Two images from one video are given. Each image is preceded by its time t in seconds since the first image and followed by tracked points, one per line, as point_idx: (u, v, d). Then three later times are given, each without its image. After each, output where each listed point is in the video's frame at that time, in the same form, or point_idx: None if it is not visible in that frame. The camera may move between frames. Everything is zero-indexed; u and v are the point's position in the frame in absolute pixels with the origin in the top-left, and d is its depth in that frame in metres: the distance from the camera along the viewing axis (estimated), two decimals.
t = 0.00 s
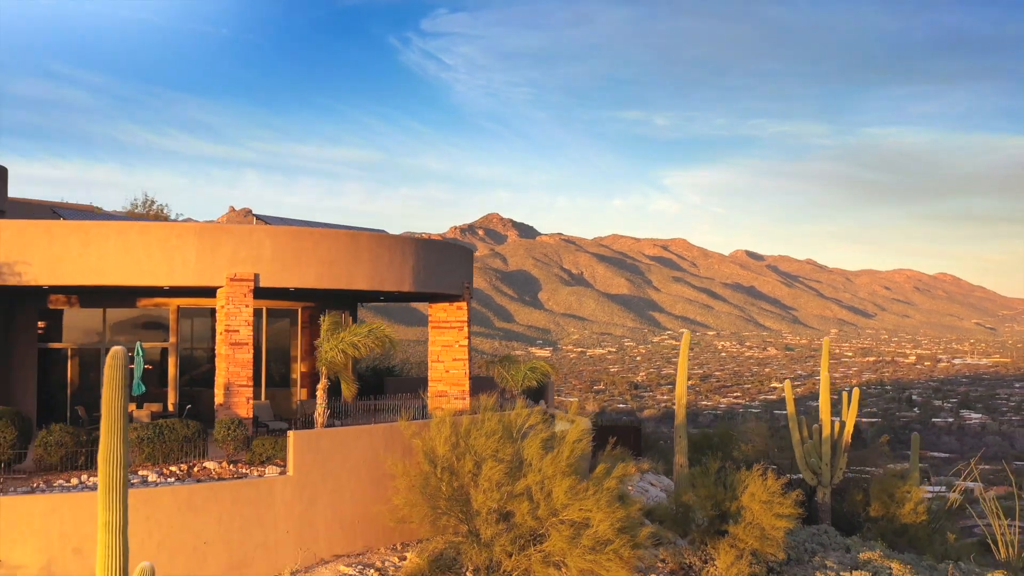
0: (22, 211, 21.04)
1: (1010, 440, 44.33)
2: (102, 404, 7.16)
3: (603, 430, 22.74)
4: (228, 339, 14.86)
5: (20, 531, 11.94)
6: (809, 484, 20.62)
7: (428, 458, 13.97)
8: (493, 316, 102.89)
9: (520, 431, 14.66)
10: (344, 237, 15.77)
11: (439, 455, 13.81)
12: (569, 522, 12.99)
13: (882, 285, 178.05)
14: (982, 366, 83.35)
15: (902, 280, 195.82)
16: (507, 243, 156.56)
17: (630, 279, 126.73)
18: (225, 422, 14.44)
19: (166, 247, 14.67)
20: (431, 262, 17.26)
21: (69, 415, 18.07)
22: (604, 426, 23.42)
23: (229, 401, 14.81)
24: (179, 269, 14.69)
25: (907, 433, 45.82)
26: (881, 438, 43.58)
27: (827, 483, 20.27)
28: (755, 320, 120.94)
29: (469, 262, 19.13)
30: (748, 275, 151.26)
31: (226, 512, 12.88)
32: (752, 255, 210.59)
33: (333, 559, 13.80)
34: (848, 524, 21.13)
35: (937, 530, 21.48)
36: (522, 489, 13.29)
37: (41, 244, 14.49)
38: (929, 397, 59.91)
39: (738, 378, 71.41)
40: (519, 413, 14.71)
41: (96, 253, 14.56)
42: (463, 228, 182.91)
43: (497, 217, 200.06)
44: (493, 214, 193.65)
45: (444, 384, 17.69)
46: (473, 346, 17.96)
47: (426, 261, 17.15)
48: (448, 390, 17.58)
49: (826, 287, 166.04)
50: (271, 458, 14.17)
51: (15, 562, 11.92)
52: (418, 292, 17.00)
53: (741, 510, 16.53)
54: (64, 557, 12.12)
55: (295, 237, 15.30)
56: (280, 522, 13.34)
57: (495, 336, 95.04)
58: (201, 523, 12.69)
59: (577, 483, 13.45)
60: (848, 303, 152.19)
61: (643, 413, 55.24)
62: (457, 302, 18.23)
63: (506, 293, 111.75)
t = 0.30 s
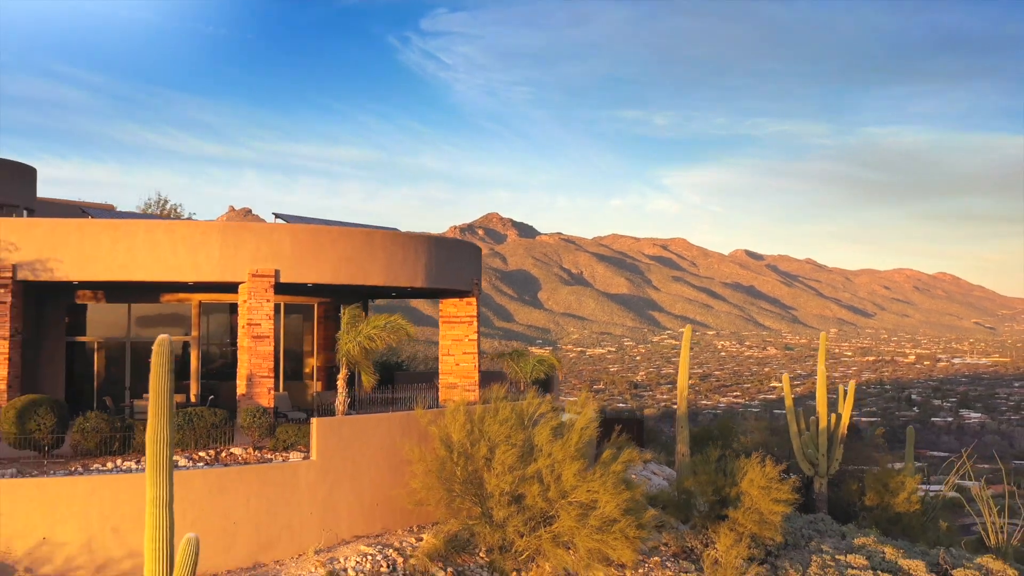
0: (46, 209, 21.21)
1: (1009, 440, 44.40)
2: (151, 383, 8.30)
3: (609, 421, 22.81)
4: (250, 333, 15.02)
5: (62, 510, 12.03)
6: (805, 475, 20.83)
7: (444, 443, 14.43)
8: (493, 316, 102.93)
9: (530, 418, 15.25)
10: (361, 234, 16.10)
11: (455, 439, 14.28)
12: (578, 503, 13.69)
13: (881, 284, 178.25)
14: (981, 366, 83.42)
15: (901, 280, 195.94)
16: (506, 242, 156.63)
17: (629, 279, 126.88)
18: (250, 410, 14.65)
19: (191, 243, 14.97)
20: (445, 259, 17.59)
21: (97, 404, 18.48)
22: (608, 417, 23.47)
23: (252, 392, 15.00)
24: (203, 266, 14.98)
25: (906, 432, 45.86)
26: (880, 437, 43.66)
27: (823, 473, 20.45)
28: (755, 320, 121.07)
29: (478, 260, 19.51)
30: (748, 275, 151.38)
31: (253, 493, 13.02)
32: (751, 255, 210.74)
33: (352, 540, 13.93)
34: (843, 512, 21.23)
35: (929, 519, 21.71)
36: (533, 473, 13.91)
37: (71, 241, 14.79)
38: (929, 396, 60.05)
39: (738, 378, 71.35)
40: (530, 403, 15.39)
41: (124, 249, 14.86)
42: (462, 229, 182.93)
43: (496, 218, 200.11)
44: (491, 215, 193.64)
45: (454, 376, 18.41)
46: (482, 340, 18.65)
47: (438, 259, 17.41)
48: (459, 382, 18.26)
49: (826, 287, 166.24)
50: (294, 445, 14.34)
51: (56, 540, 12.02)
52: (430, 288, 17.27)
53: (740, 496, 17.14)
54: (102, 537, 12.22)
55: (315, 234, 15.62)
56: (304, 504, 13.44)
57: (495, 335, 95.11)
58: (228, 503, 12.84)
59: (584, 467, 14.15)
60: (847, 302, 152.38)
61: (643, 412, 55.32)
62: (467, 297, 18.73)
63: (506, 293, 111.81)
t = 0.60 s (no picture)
0: (80, 206, 21.61)
1: (1008, 439, 44.63)
2: (199, 355, 9.67)
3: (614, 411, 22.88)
4: (274, 325, 16.50)
5: (109, 490, 13.09)
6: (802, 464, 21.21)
7: (462, 428, 15.80)
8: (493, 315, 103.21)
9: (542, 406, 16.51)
10: (377, 234, 17.49)
11: (472, 425, 15.63)
12: (586, 485, 14.99)
13: (881, 284, 178.40)
14: (980, 366, 83.54)
15: (902, 280, 195.93)
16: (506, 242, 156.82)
17: (629, 279, 127.22)
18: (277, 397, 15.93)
19: (218, 240, 16.43)
20: (455, 256, 18.94)
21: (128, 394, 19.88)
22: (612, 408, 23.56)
23: (275, 381, 16.41)
24: (229, 262, 16.43)
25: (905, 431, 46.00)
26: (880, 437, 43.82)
27: (820, 463, 20.86)
28: (754, 319, 121.39)
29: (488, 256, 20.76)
30: (748, 274, 151.54)
31: (284, 475, 14.01)
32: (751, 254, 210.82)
33: (375, 520, 14.95)
34: (838, 498, 21.64)
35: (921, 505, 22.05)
36: (546, 456, 15.26)
37: (104, 238, 16.37)
38: (928, 396, 60.34)
39: (737, 378, 71.51)
40: (540, 390, 16.54)
41: (153, 246, 16.39)
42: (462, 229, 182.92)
43: (496, 217, 200.33)
44: (491, 215, 193.61)
45: (465, 369, 19.31)
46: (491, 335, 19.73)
47: (449, 258, 18.74)
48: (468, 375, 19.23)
49: (826, 286, 166.45)
50: (318, 431, 15.50)
51: (101, 517, 13.04)
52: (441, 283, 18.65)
53: (741, 480, 17.87)
54: (142, 515, 13.21)
55: (334, 232, 17.01)
56: (329, 486, 14.45)
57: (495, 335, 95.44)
58: (260, 484, 13.79)
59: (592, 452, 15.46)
60: (847, 302, 152.59)
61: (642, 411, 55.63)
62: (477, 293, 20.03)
63: (506, 292, 112.12)
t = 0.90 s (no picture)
0: (104, 206, 21.61)
1: (1007, 438, 44.71)
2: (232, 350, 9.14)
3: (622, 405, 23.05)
4: (291, 320, 16.75)
5: (144, 474, 13.31)
6: (798, 455, 21.35)
7: (473, 416, 16.26)
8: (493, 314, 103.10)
9: (548, 396, 17.03)
10: (390, 232, 17.86)
11: (484, 415, 16.15)
12: (593, 471, 15.57)
13: (881, 284, 178.50)
14: (979, 365, 83.46)
15: (902, 279, 196.13)
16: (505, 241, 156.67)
17: (629, 278, 127.27)
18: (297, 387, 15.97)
19: (239, 239, 16.78)
20: (464, 254, 19.25)
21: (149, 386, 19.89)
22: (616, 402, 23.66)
23: (294, 374, 16.75)
24: (250, 259, 16.79)
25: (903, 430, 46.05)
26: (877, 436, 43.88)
27: (816, 454, 20.99)
28: (754, 319, 121.47)
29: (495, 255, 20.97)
30: (747, 274, 151.73)
31: (307, 460, 14.30)
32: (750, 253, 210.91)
33: (392, 504, 15.26)
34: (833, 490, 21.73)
35: (910, 491, 22.27)
36: (554, 443, 15.84)
37: (129, 237, 16.67)
38: (927, 395, 60.41)
39: (737, 377, 71.51)
40: (547, 380, 17.18)
41: (177, 243, 16.70)
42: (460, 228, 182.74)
43: (495, 217, 200.24)
44: (490, 215, 193.53)
45: (472, 363, 19.57)
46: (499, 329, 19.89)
47: (460, 254, 19.07)
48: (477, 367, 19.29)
49: (825, 286, 166.61)
50: (336, 420, 15.60)
51: (135, 499, 13.26)
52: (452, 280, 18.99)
53: (739, 468, 18.07)
54: (173, 498, 13.45)
55: (349, 231, 17.42)
56: (349, 471, 14.76)
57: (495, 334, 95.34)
58: (284, 470, 14.07)
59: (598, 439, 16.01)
60: (847, 301, 152.70)
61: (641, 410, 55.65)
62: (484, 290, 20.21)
63: (506, 292, 112.01)
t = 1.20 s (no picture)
0: (130, 205, 21.89)
1: (1007, 437, 44.82)
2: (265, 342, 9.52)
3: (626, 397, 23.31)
4: (308, 314, 17.01)
5: (177, 456, 13.59)
6: (794, 446, 21.55)
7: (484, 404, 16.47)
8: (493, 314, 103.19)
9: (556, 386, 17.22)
10: (403, 231, 18.16)
11: (494, 404, 16.30)
12: (599, 455, 15.78)
13: (881, 283, 178.62)
14: (979, 365, 83.34)
15: (902, 279, 196.28)
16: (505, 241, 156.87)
17: (629, 278, 127.48)
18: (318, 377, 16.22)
19: (260, 237, 17.15)
20: (475, 252, 19.48)
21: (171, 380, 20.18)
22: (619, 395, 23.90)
23: (312, 365, 17.05)
24: (269, 258, 17.15)
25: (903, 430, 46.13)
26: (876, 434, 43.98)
27: (812, 445, 21.20)
28: (754, 318, 121.64)
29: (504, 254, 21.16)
30: (747, 273, 151.90)
31: (328, 447, 14.40)
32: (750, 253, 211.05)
33: (408, 488, 15.46)
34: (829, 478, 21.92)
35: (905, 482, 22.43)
36: (561, 430, 16.08)
37: (156, 237, 16.99)
38: (927, 395, 60.48)
39: (737, 377, 71.61)
40: (554, 371, 17.30)
41: (202, 242, 17.05)
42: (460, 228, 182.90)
43: (495, 217, 200.36)
44: (490, 215, 193.60)
45: (481, 357, 19.87)
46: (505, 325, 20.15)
47: (470, 251, 19.31)
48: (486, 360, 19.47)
49: (824, 285, 166.77)
50: (355, 408, 15.82)
51: (169, 481, 13.52)
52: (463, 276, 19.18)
53: (736, 456, 18.17)
54: (204, 479, 13.74)
55: (363, 230, 17.75)
56: (368, 456, 14.92)
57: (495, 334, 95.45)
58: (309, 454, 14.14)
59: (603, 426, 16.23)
60: (846, 301, 152.80)
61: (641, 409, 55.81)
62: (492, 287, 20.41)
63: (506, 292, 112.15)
